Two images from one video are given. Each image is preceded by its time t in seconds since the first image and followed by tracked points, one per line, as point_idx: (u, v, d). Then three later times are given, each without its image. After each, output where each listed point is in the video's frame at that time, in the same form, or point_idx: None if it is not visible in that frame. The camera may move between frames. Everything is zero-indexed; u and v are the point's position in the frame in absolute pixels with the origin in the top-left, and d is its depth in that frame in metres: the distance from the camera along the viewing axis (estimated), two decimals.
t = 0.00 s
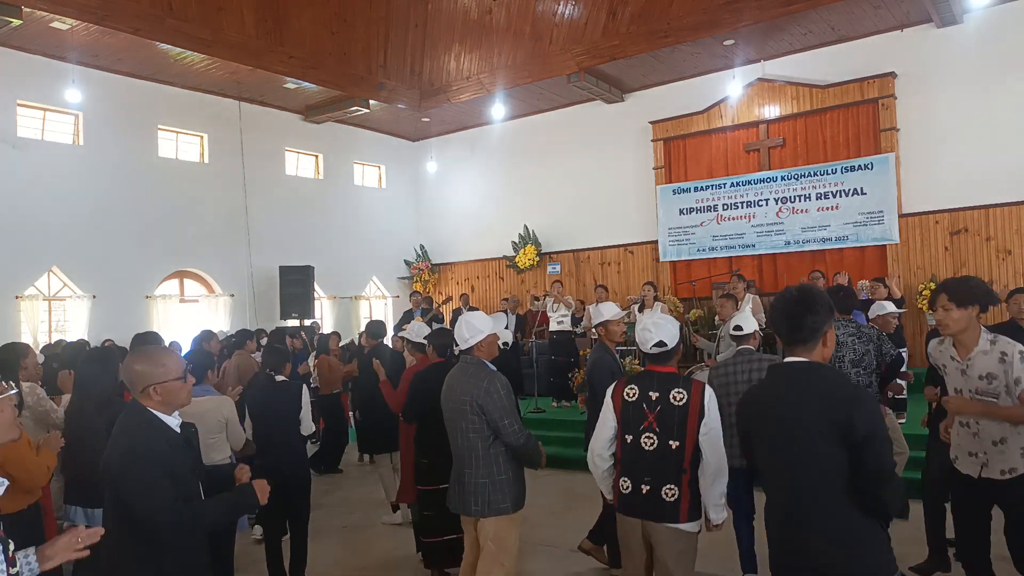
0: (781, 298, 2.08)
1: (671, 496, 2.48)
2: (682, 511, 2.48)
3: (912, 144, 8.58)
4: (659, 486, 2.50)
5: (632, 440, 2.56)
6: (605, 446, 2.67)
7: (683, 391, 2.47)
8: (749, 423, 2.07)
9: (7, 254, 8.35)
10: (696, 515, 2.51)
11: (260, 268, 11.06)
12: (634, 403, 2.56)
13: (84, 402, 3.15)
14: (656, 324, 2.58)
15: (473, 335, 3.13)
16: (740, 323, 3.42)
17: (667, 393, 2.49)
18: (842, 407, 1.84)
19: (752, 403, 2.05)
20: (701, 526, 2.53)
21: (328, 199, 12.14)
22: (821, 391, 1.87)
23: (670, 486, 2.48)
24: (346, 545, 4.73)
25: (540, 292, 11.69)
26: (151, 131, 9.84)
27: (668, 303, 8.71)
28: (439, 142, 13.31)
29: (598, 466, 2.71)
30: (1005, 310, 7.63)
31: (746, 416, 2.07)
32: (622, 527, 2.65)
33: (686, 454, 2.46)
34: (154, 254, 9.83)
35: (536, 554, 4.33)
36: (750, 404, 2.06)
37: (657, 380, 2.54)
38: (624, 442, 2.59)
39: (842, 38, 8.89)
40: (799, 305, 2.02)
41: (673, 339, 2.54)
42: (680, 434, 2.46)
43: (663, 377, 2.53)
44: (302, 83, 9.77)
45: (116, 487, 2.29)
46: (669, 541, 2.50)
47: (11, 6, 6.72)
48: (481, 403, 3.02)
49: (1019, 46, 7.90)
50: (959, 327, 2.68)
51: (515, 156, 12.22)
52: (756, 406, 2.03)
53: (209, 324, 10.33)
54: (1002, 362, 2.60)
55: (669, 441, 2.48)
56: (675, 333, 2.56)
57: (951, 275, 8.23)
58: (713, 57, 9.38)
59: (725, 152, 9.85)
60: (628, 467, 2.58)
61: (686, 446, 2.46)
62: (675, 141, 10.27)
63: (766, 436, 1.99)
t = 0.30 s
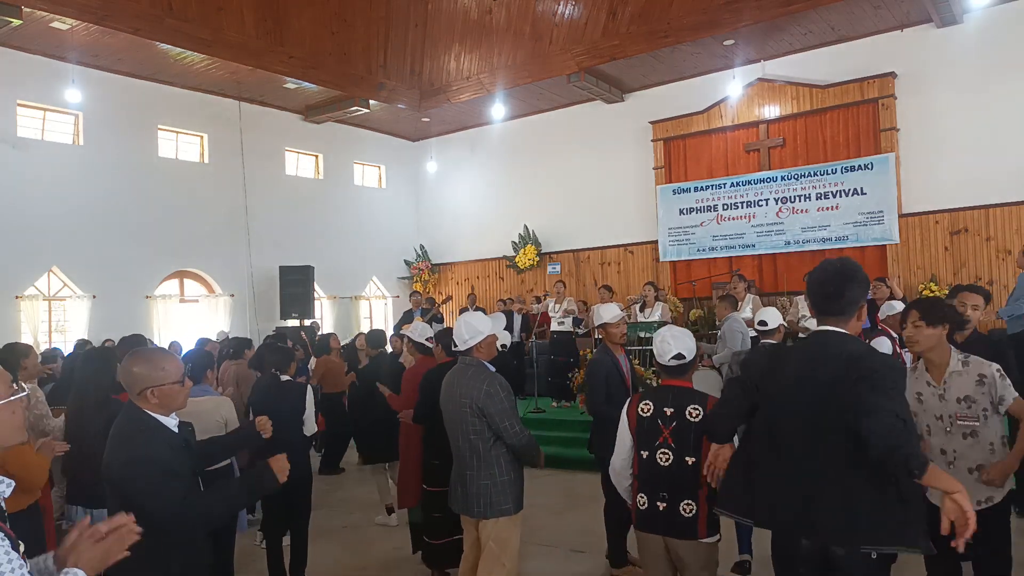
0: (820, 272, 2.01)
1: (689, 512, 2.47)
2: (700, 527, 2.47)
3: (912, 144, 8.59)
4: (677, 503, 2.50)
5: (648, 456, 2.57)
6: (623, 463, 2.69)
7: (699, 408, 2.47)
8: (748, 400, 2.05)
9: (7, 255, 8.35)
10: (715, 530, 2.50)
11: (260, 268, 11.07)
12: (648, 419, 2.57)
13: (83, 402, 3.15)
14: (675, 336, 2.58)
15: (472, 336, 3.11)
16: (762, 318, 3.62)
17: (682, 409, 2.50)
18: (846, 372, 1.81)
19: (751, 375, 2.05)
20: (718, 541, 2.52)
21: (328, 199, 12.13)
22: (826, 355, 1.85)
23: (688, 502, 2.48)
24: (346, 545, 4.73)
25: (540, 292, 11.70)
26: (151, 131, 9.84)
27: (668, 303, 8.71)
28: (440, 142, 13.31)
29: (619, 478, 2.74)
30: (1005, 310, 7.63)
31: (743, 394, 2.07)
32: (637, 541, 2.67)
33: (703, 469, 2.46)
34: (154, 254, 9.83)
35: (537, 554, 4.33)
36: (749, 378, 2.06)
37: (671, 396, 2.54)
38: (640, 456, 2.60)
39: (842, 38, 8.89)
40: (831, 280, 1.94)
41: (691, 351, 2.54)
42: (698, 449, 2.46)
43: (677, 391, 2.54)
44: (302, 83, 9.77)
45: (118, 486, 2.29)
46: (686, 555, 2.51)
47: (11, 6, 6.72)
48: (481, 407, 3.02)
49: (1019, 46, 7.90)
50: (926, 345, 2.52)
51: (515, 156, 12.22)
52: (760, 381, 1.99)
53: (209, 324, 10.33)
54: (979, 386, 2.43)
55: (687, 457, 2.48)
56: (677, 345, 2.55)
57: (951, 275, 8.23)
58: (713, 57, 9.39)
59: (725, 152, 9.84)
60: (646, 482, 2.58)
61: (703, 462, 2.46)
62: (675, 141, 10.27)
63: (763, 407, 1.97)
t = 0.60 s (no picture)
0: (828, 281, 1.96)
1: (706, 488, 2.55)
2: (716, 502, 2.56)
3: (912, 144, 8.58)
4: (694, 480, 2.56)
5: (664, 437, 2.61)
6: (635, 447, 2.71)
7: (714, 387, 2.54)
8: (815, 409, 1.85)
9: (7, 255, 8.35)
10: (728, 504, 2.59)
11: (261, 268, 11.07)
12: (664, 401, 2.61)
13: (83, 401, 3.15)
14: (687, 319, 2.64)
15: (464, 335, 3.13)
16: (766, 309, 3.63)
17: (698, 389, 2.56)
18: (932, 408, 1.82)
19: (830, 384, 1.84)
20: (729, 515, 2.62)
21: (328, 199, 12.13)
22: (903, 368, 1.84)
23: (705, 478, 2.55)
24: (346, 545, 4.73)
25: (540, 292, 11.70)
26: (151, 131, 9.84)
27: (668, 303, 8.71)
28: (440, 142, 13.31)
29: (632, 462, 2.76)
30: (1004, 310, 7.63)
31: (816, 401, 1.85)
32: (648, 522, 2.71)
33: (718, 448, 2.54)
34: (153, 255, 9.83)
35: (538, 554, 4.33)
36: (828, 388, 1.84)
37: (686, 376, 2.59)
38: (655, 438, 2.64)
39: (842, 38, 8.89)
40: (853, 289, 1.90)
41: (703, 332, 2.61)
42: (714, 427, 2.54)
43: (692, 372, 2.60)
44: (302, 83, 9.76)
45: (119, 480, 2.29)
46: (701, 531, 2.60)
47: (11, 6, 6.72)
48: (477, 405, 3.02)
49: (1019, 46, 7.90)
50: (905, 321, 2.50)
51: (516, 156, 12.22)
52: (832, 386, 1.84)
53: (209, 324, 10.33)
54: (943, 369, 2.39)
55: (704, 435, 2.54)
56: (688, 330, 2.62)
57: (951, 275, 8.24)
58: (713, 57, 9.39)
59: (725, 152, 9.84)
60: (662, 462, 2.62)
61: (719, 439, 2.54)
62: (675, 141, 10.26)
63: (847, 426, 1.79)
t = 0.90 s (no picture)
0: (853, 304, 1.91)
1: (721, 472, 2.64)
2: (728, 485, 2.66)
3: (912, 144, 8.58)
4: (708, 465, 2.64)
5: (678, 425, 2.67)
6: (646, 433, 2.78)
7: (726, 374, 2.63)
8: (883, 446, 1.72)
9: (7, 255, 8.36)
10: (739, 487, 2.69)
11: (261, 268, 11.06)
12: (677, 390, 2.67)
13: (84, 399, 3.15)
14: (695, 310, 2.71)
15: (459, 334, 3.15)
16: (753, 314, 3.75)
17: (711, 377, 2.63)
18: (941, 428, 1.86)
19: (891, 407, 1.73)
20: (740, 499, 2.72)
21: (328, 199, 12.13)
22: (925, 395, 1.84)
23: (719, 463, 2.64)
24: (346, 545, 4.73)
25: (540, 292, 11.69)
26: (151, 131, 9.84)
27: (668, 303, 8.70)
28: (440, 142, 13.32)
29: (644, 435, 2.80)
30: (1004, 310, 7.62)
31: (879, 427, 1.72)
32: (658, 508, 2.77)
33: (731, 432, 2.64)
34: (154, 255, 9.83)
35: (538, 554, 4.32)
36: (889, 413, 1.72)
37: (699, 365, 2.66)
38: (669, 428, 2.69)
39: (842, 38, 8.89)
40: (875, 312, 1.88)
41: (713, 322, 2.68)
42: (727, 414, 2.62)
43: (703, 361, 2.67)
44: (302, 83, 9.76)
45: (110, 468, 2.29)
46: (716, 513, 2.67)
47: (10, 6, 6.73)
48: (470, 403, 3.02)
49: (1019, 46, 7.90)
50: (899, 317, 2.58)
51: (516, 156, 12.22)
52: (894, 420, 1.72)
53: (209, 324, 10.32)
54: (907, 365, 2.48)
55: (717, 421, 2.63)
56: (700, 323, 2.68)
57: (951, 275, 8.23)
58: (712, 57, 9.39)
59: (725, 152, 9.84)
60: (676, 450, 2.68)
61: (731, 425, 2.63)
62: (675, 141, 10.26)
63: (910, 454, 1.72)
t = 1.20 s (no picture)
0: (861, 275, 1.81)
1: (725, 491, 2.65)
2: (734, 504, 2.66)
3: (912, 145, 8.58)
4: (713, 483, 2.66)
5: (684, 440, 2.71)
6: (656, 446, 2.83)
7: (733, 395, 2.65)
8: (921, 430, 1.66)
9: (7, 255, 8.36)
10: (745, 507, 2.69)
11: (261, 268, 11.07)
12: (684, 405, 2.72)
13: (85, 398, 3.15)
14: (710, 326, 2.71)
15: (457, 334, 3.14)
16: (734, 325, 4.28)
17: (718, 396, 2.66)
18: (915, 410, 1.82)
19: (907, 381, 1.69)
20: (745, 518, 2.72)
21: (328, 199, 12.13)
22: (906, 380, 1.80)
23: (724, 481, 2.65)
24: (346, 545, 4.74)
25: (540, 292, 11.70)
26: (151, 131, 9.84)
27: (668, 303, 8.70)
28: (439, 142, 13.31)
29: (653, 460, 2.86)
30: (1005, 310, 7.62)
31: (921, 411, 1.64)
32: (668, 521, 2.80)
33: (736, 451, 2.65)
34: (154, 255, 9.83)
35: (538, 553, 4.33)
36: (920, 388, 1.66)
37: (707, 384, 2.69)
38: (676, 442, 2.74)
39: (842, 39, 8.89)
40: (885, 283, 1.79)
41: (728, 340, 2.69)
42: (732, 434, 2.65)
43: (712, 379, 2.69)
44: (302, 83, 9.76)
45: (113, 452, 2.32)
46: (722, 536, 2.68)
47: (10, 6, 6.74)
48: (465, 401, 3.02)
49: (1019, 46, 7.90)
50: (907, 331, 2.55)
51: (516, 156, 12.22)
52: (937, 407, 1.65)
53: (209, 325, 10.32)
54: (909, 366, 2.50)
55: (722, 441, 2.65)
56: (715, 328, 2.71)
57: (951, 275, 8.24)
58: (713, 57, 9.39)
59: (725, 152, 9.84)
60: (681, 466, 2.72)
61: (736, 445, 2.65)
62: (675, 141, 10.26)
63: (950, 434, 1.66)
